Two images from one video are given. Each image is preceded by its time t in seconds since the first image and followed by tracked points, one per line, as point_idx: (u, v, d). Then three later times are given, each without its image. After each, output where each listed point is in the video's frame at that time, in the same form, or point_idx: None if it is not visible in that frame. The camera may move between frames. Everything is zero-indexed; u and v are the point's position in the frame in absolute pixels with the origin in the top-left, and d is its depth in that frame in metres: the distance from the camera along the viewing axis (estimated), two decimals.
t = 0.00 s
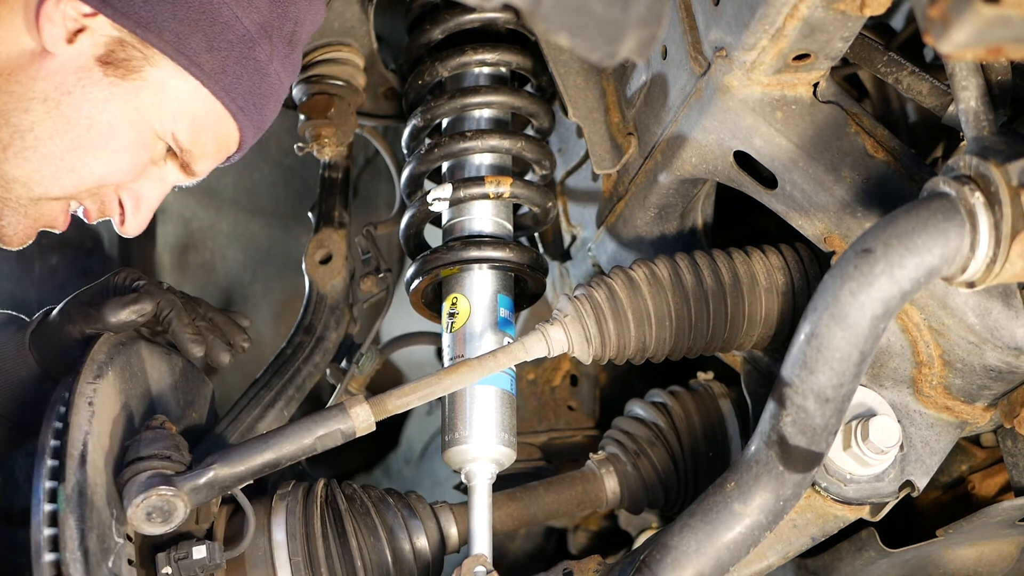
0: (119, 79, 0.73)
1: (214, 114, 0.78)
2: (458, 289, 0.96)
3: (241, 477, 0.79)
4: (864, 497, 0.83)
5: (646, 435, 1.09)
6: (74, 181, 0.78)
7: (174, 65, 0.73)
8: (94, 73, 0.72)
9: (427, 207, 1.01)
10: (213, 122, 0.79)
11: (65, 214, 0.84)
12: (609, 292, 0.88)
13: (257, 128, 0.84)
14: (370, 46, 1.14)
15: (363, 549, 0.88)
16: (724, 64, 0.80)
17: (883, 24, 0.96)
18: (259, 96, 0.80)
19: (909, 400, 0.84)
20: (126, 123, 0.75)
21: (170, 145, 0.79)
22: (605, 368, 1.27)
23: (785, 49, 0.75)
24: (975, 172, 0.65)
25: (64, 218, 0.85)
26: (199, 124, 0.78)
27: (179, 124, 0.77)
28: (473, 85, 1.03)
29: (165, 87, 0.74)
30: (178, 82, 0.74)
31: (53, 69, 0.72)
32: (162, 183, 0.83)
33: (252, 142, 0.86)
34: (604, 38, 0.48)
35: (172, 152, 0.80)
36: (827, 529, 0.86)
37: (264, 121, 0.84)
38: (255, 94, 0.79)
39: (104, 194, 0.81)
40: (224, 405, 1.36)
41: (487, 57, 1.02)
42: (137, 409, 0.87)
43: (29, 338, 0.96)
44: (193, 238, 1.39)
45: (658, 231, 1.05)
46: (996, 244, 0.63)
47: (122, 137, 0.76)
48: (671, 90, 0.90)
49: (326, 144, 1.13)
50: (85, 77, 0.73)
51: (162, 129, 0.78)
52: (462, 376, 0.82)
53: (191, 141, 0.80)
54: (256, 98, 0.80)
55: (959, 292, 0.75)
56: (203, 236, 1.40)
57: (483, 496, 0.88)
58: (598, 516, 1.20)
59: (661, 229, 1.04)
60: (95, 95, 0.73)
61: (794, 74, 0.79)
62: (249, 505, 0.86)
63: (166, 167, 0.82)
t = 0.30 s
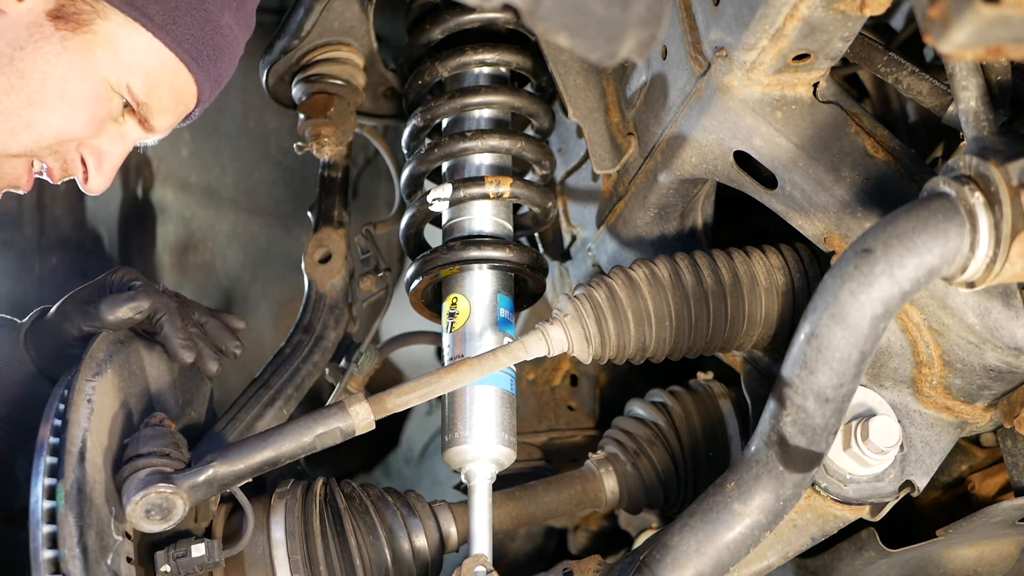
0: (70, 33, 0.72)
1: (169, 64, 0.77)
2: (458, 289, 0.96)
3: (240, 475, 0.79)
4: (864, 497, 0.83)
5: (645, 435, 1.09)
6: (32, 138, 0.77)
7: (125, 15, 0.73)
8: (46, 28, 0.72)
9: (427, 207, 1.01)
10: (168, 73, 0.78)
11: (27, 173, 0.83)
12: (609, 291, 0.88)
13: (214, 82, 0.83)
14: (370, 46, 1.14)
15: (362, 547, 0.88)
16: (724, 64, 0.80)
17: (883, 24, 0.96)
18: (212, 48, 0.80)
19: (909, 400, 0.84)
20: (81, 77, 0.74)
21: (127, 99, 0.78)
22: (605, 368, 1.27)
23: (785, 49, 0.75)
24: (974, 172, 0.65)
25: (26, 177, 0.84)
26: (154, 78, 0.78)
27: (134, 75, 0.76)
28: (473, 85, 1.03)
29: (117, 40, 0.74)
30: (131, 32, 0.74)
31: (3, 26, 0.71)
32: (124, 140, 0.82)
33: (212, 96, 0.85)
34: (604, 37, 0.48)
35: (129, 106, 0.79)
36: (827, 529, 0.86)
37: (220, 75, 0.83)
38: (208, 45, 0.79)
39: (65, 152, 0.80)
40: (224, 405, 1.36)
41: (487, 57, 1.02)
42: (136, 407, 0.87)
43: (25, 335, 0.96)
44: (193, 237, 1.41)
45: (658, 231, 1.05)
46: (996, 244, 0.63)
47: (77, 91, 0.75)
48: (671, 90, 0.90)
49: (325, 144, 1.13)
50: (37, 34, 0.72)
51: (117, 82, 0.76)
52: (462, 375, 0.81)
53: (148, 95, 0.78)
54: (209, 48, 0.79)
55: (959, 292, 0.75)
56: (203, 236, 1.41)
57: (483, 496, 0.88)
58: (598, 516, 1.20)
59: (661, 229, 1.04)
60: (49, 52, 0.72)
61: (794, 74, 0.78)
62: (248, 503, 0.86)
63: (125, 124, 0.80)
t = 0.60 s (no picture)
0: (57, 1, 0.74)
1: (157, 25, 0.78)
2: (458, 289, 0.96)
3: (240, 474, 0.79)
4: (864, 497, 0.83)
5: (645, 435, 1.09)
6: (28, 107, 0.79)
7: None
8: None
9: (427, 207, 1.01)
10: (157, 35, 0.79)
11: (26, 146, 0.85)
12: (609, 291, 0.88)
13: (205, 43, 0.84)
14: (370, 46, 1.14)
15: (362, 547, 0.88)
16: (724, 64, 0.80)
17: (883, 24, 0.96)
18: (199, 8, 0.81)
19: (909, 400, 0.84)
20: (70, 43, 0.75)
21: (120, 63, 0.79)
22: (605, 369, 1.27)
23: (785, 49, 0.75)
24: (974, 172, 0.65)
25: (25, 149, 0.85)
26: (145, 41, 0.79)
27: (125, 38, 0.78)
28: (473, 85, 1.03)
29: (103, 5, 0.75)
30: None
31: None
32: (119, 107, 0.84)
33: (203, 59, 0.86)
34: (604, 38, 0.48)
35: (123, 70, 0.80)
36: (827, 529, 0.86)
37: (210, 37, 0.84)
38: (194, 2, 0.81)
39: (61, 121, 0.81)
40: (224, 404, 1.36)
41: (487, 57, 1.02)
42: (136, 406, 0.87)
43: (25, 335, 0.96)
44: (193, 237, 1.41)
45: (658, 231, 1.05)
46: (996, 244, 0.63)
47: (67, 58, 0.76)
48: (671, 90, 0.90)
49: (325, 143, 1.13)
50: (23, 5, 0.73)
51: (106, 47, 0.78)
52: (461, 374, 0.81)
53: (138, 58, 0.80)
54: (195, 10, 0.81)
55: (959, 292, 0.75)
56: (203, 236, 1.42)
57: (483, 496, 0.88)
58: (598, 516, 1.20)
59: (661, 229, 1.04)
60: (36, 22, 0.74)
61: (794, 74, 0.78)
62: (248, 502, 0.85)
63: (119, 90, 0.82)
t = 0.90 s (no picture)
0: None
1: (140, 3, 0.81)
2: (458, 289, 0.96)
3: (240, 472, 0.79)
4: (864, 497, 0.83)
5: (646, 434, 1.09)
6: (12, 85, 0.79)
7: None
8: None
9: (427, 207, 1.01)
10: (139, 11, 0.81)
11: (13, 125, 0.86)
12: (609, 291, 0.88)
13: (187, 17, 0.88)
14: (370, 46, 1.14)
15: (361, 546, 0.88)
16: (723, 64, 0.80)
17: (884, 24, 0.96)
18: None
19: (909, 400, 0.84)
20: (50, 20, 0.77)
21: (101, 40, 0.81)
22: (605, 368, 1.27)
23: (785, 49, 0.75)
24: (974, 172, 0.65)
25: (12, 128, 0.86)
26: (126, 16, 0.81)
27: (105, 14, 0.79)
28: (473, 85, 1.03)
29: None
30: None
31: None
32: (103, 85, 0.84)
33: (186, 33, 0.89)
34: (604, 38, 0.48)
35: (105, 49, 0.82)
36: (827, 529, 0.86)
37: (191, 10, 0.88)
38: None
39: (46, 100, 0.82)
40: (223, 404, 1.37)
41: (488, 57, 1.02)
42: (135, 404, 0.87)
43: (25, 335, 0.97)
44: (193, 238, 1.41)
45: (658, 231, 1.05)
46: (996, 244, 0.63)
47: (48, 34, 0.77)
48: (671, 90, 0.90)
49: (324, 143, 1.13)
50: None
51: (87, 23, 0.79)
52: (461, 374, 0.81)
53: (120, 34, 0.81)
54: None
55: (959, 292, 0.75)
56: (203, 236, 1.42)
57: (483, 496, 0.88)
58: (598, 515, 1.20)
59: (661, 229, 1.04)
60: None
61: (794, 74, 0.78)
62: (247, 500, 0.85)
63: (102, 67, 0.82)
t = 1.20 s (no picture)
0: None
1: None
2: (458, 289, 0.96)
3: (239, 471, 0.79)
4: (864, 497, 0.83)
5: (645, 434, 1.09)
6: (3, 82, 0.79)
7: None
8: None
9: (427, 207, 1.01)
10: (129, 7, 0.81)
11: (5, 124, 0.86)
12: (609, 291, 0.88)
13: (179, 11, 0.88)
14: (370, 45, 1.14)
15: (361, 546, 0.88)
16: (724, 64, 0.80)
17: (883, 24, 0.96)
18: None
19: (909, 400, 0.84)
20: (40, 16, 0.77)
21: (93, 36, 0.81)
22: (605, 368, 1.27)
23: (785, 49, 0.75)
24: (974, 172, 0.65)
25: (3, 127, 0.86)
26: (117, 11, 0.80)
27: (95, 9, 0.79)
28: (473, 85, 1.03)
29: None
30: None
31: None
32: (97, 79, 0.85)
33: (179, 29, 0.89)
34: (604, 38, 0.48)
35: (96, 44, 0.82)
36: (827, 529, 0.86)
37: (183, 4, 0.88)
38: None
39: (39, 95, 0.82)
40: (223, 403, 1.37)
41: (487, 57, 1.02)
42: (135, 404, 0.87)
43: (23, 335, 0.97)
44: (193, 238, 1.41)
45: (658, 231, 1.05)
46: (996, 244, 0.63)
47: (38, 30, 0.77)
48: (671, 90, 0.89)
49: (324, 143, 1.13)
50: None
51: (77, 19, 0.79)
52: (461, 373, 0.81)
53: (111, 29, 0.81)
54: None
55: (959, 292, 0.75)
56: (202, 236, 1.42)
57: (483, 496, 0.88)
58: (598, 516, 1.20)
59: (661, 230, 1.04)
60: None
61: (794, 74, 0.78)
62: (246, 500, 0.85)
63: (95, 62, 0.83)
